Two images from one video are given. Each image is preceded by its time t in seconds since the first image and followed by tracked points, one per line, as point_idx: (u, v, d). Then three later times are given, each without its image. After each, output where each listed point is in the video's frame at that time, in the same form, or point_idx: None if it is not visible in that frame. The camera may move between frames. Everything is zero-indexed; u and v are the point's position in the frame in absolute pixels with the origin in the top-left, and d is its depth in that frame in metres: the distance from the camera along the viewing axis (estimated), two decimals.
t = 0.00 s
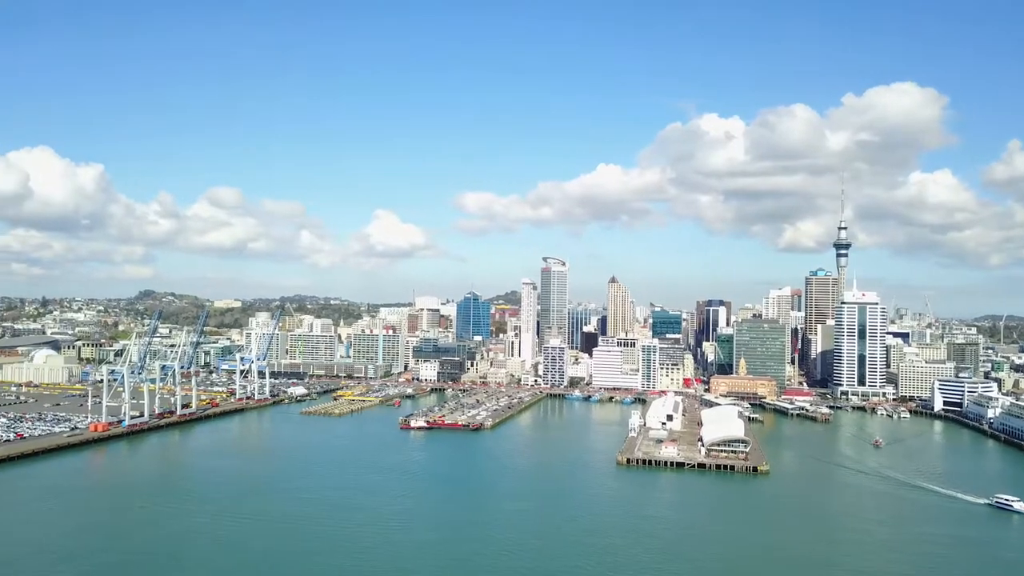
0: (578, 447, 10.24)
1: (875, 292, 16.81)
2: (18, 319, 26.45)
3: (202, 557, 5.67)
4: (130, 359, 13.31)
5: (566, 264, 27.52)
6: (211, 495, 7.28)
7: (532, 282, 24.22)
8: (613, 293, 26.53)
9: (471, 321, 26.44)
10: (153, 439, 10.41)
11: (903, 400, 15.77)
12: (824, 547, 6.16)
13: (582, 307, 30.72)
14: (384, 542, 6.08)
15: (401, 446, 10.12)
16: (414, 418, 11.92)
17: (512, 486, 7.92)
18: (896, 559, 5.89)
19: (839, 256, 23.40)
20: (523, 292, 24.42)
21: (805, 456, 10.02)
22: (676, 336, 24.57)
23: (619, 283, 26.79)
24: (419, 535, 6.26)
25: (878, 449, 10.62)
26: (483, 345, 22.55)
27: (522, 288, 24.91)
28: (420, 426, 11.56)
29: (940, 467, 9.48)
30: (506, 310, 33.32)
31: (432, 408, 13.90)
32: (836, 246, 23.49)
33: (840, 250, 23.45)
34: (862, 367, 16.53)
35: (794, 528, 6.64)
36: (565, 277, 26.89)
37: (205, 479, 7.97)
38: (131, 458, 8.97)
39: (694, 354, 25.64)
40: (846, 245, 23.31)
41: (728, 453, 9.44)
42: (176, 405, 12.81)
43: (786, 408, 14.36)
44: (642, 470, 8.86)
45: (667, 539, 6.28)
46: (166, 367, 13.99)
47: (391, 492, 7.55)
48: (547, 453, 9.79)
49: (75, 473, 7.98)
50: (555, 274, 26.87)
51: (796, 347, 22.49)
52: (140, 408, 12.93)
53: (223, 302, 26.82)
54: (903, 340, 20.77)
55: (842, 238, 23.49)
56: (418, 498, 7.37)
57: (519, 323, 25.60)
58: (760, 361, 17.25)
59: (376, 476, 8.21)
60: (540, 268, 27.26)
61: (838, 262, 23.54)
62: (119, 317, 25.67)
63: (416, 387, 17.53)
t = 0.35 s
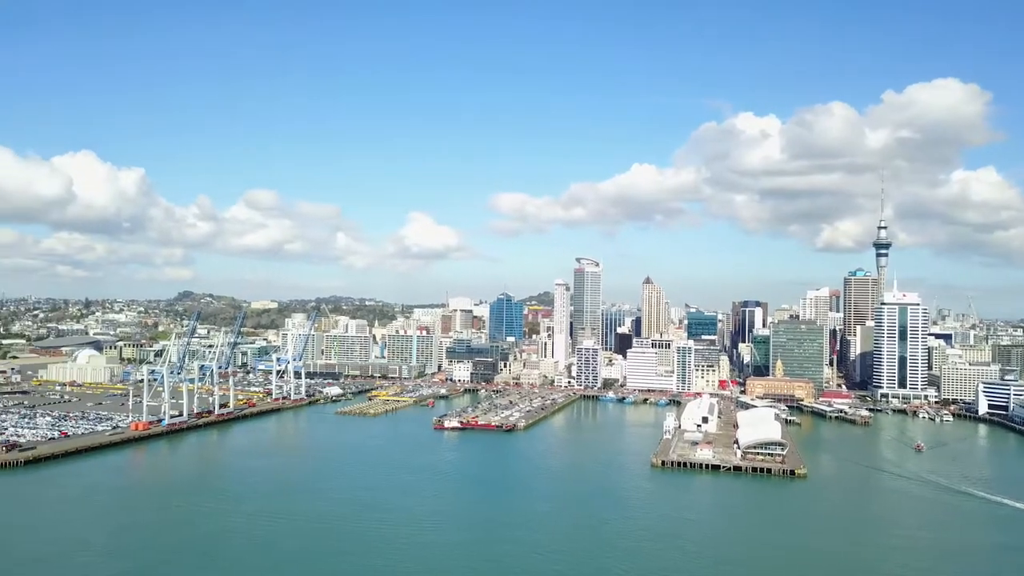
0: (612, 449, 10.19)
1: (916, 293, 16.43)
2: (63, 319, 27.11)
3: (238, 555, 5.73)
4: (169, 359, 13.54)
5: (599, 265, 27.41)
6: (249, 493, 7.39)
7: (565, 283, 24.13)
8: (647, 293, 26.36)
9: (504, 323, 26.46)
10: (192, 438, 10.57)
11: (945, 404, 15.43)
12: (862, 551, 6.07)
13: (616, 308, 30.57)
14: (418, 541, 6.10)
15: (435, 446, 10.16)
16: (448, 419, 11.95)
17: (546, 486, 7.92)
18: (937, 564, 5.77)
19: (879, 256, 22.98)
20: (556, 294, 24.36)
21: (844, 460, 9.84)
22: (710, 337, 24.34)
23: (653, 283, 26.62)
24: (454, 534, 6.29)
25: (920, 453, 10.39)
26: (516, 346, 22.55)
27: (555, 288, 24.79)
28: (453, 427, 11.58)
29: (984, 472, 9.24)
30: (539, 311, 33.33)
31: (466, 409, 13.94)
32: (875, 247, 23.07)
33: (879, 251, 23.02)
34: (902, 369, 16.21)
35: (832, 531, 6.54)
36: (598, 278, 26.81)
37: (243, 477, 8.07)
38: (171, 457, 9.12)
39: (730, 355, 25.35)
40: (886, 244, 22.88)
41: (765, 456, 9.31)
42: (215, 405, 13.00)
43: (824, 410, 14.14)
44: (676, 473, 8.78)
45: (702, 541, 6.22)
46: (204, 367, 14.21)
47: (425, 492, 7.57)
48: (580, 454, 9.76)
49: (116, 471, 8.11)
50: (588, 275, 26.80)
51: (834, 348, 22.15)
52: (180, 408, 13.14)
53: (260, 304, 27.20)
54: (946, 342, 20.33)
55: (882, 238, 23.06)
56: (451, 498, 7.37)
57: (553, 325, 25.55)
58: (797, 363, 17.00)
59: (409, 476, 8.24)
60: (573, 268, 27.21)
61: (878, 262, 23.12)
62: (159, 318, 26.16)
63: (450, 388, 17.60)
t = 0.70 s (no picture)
0: (648, 451, 10.11)
1: (961, 294, 16.02)
2: (107, 321, 27.69)
3: (278, 553, 5.79)
4: (209, 360, 13.74)
5: (635, 266, 27.25)
6: (288, 492, 7.49)
7: (600, 284, 23.91)
8: (683, 294, 26.14)
9: (539, 324, 26.41)
10: (231, 437, 10.72)
11: (992, 407, 15.07)
12: (905, 556, 5.95)
13: (652, 309, 30.39)
14: (455, 541, 6.12)
15: (470, 447, 10.17)
16: (483, 419, 11.96)
17: (581, 487, 7.89)
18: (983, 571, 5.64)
19: (922, 255, 22.51)
20: (591, 295, 24.23)
21: (886, 464, 9.65)
22: (748, 338, 24.06)
23: (689, 284, 26.39)
24: (490, 534, 6.30)
25: (965, 458, 10.15)
26: (551, 347, 22.51)
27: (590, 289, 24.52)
28: (488, 428, 11.59)
29: None
30: (574, 313, 33.24)
31: (501, 410, 13.94)
32: (918, 246, 22.60)
33: (923, 250, 22.55)
34: (947, 371, 15.84)
35: (874, 536, 6.42)
36: (634, 279, 26.65)
37: (281, 476, 8.18)
38: (211, 455, 9.26)
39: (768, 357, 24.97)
40: (930, 244, 22.40)
41: (804, 459, 9.16)
42: (253, 405, 13.18)
43: (865, 413, 13.88)
44: (714, 475, 8.67)
45: (740, 544, 6.15)
46: (243, 367, 14.41)
47: (461, 491, 7.59)
48: (616, 456, 9.70)
49: (158, 470, 8.26)
50: (624, 276, 26.63)
51: (876, 350, 21.76)
52: (219, 407, 13.34)
53: (297, 305, 27.51)
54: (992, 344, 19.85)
55: (925, 237, 22.58)
56: (487, 498, 7.38)
57: (588, 326, 25.47)
58: (837, 365, 16.73)
59: (445, 476, 8.27)
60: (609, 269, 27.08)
61: (921, 262, 22.64)
62: (199, 319, 26.61)
63: (485, 389, 17.62)
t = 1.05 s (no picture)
0: (683, 454, 10.01)
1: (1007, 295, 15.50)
2: (147, 322, 28.22)
3: (316, 551, 5.84)
4: (246, 360, 13.91)
5: (669, 266, 27.04)
6: (323, 491, 7.55)
7: (634, 285, 23.77)
8: (719, 295, 25.87)
9: (573, 325, 26.31)
10: (269, 436, 10.85)
11: None
12: (947, 563, 5.81)
13: (687, 310, 30.13)
14: (488, 542, 6.12)
15: (504, 448, 10.16)
16: (516, 420, 11.94)
17: (615, 489, 7.85)
18: None
19: (966, 255, 21.99)
20: (626, 296, 24.08)
21: (928, 468, 9.42)
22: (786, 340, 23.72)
23: (725, 285, 26.09)
24: (523, 535, 6.29)
25: (1011, 463, 9.87)
26: (586, 348, 22.42)
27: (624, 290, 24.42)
28: (522, 429, 11.57)
29: None
30: (608, 314, 33.10)
31: (535, 411, 13.91)
32: (962, 246, 22.08)
33: (967, 250, 22.02)
34: (992, 374, 15.39)
35: (914, 541, 6.29)
36: (669, 280, 26.44)
37: (317, 475, 8.25)
38: (249, 454, 9.38)
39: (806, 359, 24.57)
40: (974, 243, 21.87)
41: (844, 463, 8.99)
42: (290, 404, 13.32)
43: (907, 417, 13.59)
44: (751, 478, 8.55)
45: (776, 548, 6.06)
46: (280, 367, 14.57)
47: (494, 492, 7.59)
48: (651, 458, 9.62)
49: (198, 468, 8.39)
50: (659, 276, 26.46)
51: (918, 352, 21.32)
52: (257, 407, 13.51)
53: (333, 306, 27.77)
54: None
55: (969, 237, 22.06)
56: (522, 500, 7.36)
57: (622, 327, 25.32)
58: (878, 367, 16.42)
59: (479, 477, 8.28)
60: (644, 270, 26.91)
61: (965, 262, 22.12)
62: (237, 319, 26.99)
63: (519, 390, 17.60)
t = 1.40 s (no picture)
0: (723, 457, 9.87)
1: None
2: (192, 323, 28.73)
3: (353, 550, 5.88)
4: (287, 360, 14.07)
5: (709, 267, 26.78)
6: (361, 491, 7.58)
7: (673, 286, 23.55)
8: (760, 296, 25.53)
9: (610, 327, 26.16)
10: (309, 435, 10.98)
11: None
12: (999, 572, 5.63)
13: (727, 312, 29.78)
14: (526, 544, 6.08)
15: (541, 449, 10.13)
16: (554, 422, 11.91)
17: (654, 492, 7.77)
18: None
19: (1017, 255, 21.40)
20: (664, 297, 23.86)
21: (978, 474, 9.15)
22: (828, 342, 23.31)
23: (766, 286, 25.73)
24: (561, 537, 6.24)
25: None
26: (624, 350, 22.28)
27: (663, 291, 24.19)
28: (560, 431, 11.53)
29: None
30: (646, 315, 32.86)
31: (572, 413, 13.85)
32: (1012, 245, 21.49)
33: (1017, 250, 21.43)
34: None
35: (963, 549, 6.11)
36: (708, 281, 26.16)
37: (356, 475, 8.31)
38: (289, 453, 9.47)
39: (850, 361, 24.13)
40: None
41: (889, 467, 8.78)
42: (330, 404, 13.47)
43: (955, 420, 13.24)
44: (793, 482, 8.41)
45: (819, 554, 5.94)
46: (320, 367, 14.73)
47: (532, 494, 7.55)
48: (691, 461, 9.50)
49: (240, 467, 8.50)
50: (699, 278, 26.23)
51: (966, 355, 20.79)
52: (297, 407, 13.69)
53: (372, 307, 28.00)
54: None
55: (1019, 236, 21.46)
56: (558, 501, 7.33)
57: (661, 329, 25.10)
58: (924, 370, 16.04)
59: (515, 477, 8.27)
60: (683, 271, 26.69)
61: (1015, 262, 21.52)
62: (278, 321, 27.35)
63: (557, 391, 17.55)
